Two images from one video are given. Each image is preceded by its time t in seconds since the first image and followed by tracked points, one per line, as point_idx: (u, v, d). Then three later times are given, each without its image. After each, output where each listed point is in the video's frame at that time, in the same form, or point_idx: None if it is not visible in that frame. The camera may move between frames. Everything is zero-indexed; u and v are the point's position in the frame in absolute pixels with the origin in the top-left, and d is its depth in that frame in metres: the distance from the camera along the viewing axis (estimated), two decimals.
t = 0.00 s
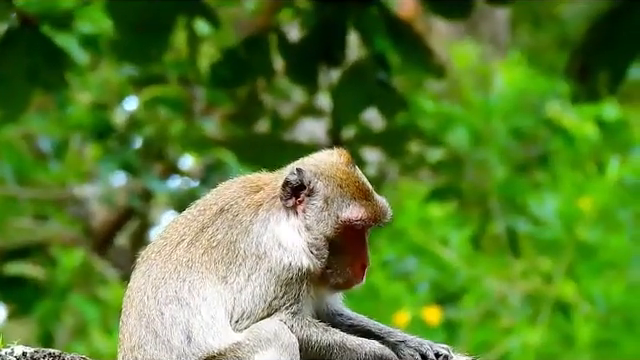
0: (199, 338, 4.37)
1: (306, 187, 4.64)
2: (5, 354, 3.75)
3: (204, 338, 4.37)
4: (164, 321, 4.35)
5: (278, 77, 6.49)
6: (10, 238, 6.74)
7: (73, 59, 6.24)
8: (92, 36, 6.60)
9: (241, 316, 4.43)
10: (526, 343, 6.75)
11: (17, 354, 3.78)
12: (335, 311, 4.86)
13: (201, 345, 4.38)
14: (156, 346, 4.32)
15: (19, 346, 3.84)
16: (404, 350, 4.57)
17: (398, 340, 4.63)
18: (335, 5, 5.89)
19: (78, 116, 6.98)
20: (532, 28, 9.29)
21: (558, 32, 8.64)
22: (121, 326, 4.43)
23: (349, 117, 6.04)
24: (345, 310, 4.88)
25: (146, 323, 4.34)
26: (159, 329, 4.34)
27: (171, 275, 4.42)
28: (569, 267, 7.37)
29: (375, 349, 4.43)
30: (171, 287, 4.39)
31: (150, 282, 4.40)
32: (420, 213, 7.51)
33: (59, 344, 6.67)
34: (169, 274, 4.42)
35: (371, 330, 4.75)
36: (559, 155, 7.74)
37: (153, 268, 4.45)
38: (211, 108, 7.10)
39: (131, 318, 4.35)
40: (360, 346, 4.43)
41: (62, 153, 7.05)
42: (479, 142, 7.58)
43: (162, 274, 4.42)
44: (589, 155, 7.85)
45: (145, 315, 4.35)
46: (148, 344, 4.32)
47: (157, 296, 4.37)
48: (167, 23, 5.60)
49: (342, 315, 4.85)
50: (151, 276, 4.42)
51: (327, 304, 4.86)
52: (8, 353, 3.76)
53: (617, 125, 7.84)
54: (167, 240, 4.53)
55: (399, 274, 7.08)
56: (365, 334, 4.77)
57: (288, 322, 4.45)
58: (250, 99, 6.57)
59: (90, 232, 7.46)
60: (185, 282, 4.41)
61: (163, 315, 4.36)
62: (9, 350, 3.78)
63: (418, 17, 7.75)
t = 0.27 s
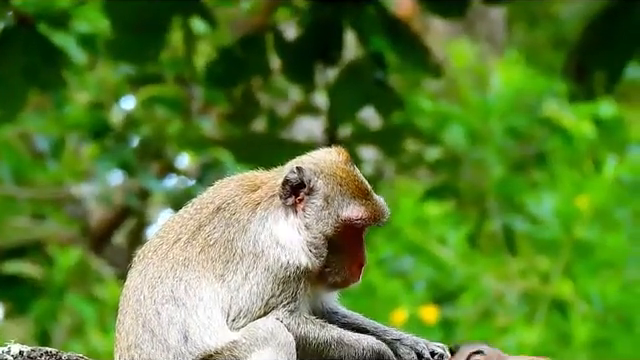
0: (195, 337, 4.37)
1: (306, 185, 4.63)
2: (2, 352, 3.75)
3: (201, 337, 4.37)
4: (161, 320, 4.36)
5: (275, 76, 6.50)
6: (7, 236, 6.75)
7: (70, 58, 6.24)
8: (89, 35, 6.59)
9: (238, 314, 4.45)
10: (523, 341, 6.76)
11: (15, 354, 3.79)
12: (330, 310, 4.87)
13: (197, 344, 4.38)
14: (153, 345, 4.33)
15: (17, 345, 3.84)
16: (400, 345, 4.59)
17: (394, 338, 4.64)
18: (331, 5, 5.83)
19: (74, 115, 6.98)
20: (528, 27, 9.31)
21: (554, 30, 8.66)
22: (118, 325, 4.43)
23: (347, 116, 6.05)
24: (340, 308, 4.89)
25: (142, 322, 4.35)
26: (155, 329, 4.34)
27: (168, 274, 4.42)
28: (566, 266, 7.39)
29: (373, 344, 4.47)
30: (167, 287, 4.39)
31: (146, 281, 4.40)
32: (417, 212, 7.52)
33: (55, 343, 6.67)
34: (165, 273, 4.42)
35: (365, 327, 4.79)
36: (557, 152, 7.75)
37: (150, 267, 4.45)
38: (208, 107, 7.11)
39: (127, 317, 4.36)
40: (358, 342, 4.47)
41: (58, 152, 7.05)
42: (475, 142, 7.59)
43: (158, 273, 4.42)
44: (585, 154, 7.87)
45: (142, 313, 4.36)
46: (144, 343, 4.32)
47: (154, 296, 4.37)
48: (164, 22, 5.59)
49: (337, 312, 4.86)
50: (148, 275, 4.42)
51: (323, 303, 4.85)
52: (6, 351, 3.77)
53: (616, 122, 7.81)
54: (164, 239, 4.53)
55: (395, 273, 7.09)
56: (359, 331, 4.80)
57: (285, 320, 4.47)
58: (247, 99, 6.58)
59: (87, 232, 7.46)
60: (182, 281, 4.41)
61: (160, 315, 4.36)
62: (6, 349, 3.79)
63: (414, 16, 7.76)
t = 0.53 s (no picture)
0: (195, 338, 4.30)
1: (309, 187, 4.56)
2: None
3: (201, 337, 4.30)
4: (161, 321, 4.31)
5: (274, 78, 6.49)
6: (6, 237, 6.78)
7: (68, 59, 6.24)
8: (87, 36, 6.59)
9: (239, 316, 4.36)
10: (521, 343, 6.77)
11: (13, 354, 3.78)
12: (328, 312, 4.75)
13: (197, 345, 4.30)
14: (153, 346, 4.29)
15: (14, 346, 3.83)
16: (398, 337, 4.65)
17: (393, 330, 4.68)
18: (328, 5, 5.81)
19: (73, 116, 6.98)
20: (526, 27, 9.32)
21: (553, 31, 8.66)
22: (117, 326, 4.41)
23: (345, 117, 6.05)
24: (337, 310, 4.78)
25: (142, 323, 4.31)
26: (155, 329, 4.30)
27: (168, 276, 4.38)
28: (564, 266, 7.40)
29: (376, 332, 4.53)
30: (167, 288, 4.35)
31: (147, 283, 4.37)
32: (415, 212, 7.53)
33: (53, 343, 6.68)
34: (166, 275, 4.39)
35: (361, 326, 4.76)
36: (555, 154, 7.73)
37: (150, 268, 4.42)
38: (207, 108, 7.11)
39: (126, 318, 4.34)
40: (360, 332, 4.50)
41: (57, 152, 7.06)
42: (473, 142, 7.60)
43: (158, 275, 4.39)
44: (583, 155, 7.87)
45: (142, 314, 4.33)
46: (144, 344, 4.28)
47: (154, 297, 4.33)
48: (163, 24, 5.59)
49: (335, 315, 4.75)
50: (149, 276, 4.39)
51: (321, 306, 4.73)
52: (3, 352, 3.76)
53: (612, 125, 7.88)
54: (165, 240, 4.49)
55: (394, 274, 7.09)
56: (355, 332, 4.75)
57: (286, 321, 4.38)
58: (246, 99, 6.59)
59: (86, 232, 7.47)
60: (182, 282, 4.36)
61: (160, 316, 4.32)
62: (3, 349, 3.78)
63: (413, 17, 7.76)
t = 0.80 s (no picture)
0: (203, 339, 4.06)
1: (318, 186, 4.34)
2: None
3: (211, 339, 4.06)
4: (168, 322, 4.06)
5: (270, 79, 6.46)
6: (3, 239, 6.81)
7: (66, 60, 6.24)
8: (84, 38, 6.60)
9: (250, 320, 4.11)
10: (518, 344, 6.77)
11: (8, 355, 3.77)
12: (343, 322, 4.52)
13: (203, 346, 4.06)
14: (158, 346, 4.05)
15: (12, 347, 3.83)
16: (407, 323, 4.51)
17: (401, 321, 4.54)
18: (326, 6, 5.88)
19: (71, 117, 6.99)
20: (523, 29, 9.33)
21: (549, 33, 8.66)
22: (120, 329, 4.17)
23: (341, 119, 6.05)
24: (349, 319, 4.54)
25: (148, 323, 4.07)
26: (162, 330, 4.06)
27: (175, 277, 4.13)
28: (561, 267, 7.38)
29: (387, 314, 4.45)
30: (175, 290, 4.10)
31: (153, 285, 4.13)
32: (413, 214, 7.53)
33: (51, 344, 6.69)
34: (173, 276, 4.14)
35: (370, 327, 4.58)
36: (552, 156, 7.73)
37: (156, 270, 4.17)
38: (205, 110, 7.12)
39: (131, 318, 4.11)
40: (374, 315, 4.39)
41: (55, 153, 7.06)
42: (472, 144, 7.60)
43: (165, 276, 4.14)
44: (581, 157, 7.87)
45: (148, 315, 4.09)
46: (149, 344, 4.06)
47: (161, 297, 4.09)
48: (160, 26, 5.59)
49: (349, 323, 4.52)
50: (154, 278, 4.15)
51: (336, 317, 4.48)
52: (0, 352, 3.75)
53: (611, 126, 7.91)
54: (170, 243, 4.25)
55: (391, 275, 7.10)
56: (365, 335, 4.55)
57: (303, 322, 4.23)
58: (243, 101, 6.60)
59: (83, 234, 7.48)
60: (190, 284, 4.10)
61: (167, 317, 4.07)
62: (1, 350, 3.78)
63: (410, 19, 7.76)
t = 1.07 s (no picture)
0: (208, 340, 4.19)
1: (325, 184, 4.60)
2: None
3: (216, 339, 4.19)
4: (174, 321, 4.19)
5: (269, 80, 6.42)
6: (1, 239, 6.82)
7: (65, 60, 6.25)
8: (83, 38, 6.60)
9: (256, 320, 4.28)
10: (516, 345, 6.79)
11: (7, 355, 3.77)
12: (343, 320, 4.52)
13: (209, 347, 4.19)
14: (163, 345, 4.16)
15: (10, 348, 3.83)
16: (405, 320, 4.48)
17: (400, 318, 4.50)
18: (325, 7, 5.90)
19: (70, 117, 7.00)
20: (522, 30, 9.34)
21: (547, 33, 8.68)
22: (123, 328, 4.24)
23: (340, 120, 6.06)
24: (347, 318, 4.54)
25: (154, 322, 4.18)
26: (168, 329, 4.17)
27: (183, 277, 4.26)
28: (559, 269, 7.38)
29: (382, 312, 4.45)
30: (183, 290, 4.24)
31: (160, 284, 4.24)
32: (411, 215, 7.55)
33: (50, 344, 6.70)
34: (180, 276, 4.27)
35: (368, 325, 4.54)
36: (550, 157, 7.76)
37: (162, 269, 4.29)
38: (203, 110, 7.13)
39: (137, 317, 4.19)
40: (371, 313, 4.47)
41: (54, 154, 7.08)
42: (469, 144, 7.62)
43: (172, 276, 4.27)
44: (579, 158, 7.88)
45: (154, 314, 4.19)
46: (154, 343, 4.15)
47: (169, 296, 4.21)
48: (158, 27, 5.59)
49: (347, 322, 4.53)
50: (161, 278, 4.27)
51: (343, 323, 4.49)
52: None
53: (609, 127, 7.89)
54: (176, 242, 4.38)
55: (390, 276, 7.11)
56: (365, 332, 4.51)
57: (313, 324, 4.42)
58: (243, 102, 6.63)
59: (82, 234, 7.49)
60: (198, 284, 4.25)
61: (173, 316, 4.19)
62: None
63: (408, 19, 7.77)
